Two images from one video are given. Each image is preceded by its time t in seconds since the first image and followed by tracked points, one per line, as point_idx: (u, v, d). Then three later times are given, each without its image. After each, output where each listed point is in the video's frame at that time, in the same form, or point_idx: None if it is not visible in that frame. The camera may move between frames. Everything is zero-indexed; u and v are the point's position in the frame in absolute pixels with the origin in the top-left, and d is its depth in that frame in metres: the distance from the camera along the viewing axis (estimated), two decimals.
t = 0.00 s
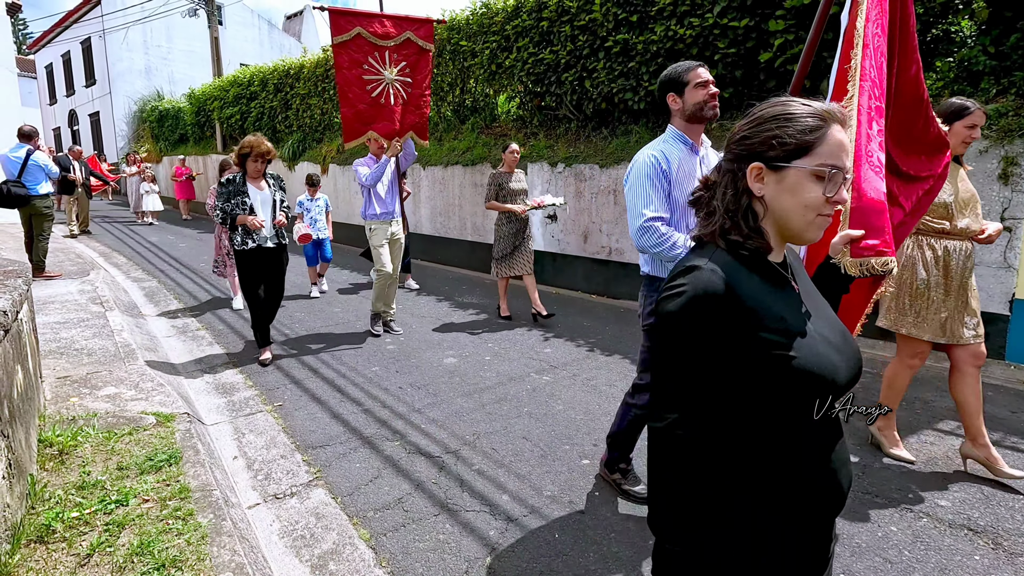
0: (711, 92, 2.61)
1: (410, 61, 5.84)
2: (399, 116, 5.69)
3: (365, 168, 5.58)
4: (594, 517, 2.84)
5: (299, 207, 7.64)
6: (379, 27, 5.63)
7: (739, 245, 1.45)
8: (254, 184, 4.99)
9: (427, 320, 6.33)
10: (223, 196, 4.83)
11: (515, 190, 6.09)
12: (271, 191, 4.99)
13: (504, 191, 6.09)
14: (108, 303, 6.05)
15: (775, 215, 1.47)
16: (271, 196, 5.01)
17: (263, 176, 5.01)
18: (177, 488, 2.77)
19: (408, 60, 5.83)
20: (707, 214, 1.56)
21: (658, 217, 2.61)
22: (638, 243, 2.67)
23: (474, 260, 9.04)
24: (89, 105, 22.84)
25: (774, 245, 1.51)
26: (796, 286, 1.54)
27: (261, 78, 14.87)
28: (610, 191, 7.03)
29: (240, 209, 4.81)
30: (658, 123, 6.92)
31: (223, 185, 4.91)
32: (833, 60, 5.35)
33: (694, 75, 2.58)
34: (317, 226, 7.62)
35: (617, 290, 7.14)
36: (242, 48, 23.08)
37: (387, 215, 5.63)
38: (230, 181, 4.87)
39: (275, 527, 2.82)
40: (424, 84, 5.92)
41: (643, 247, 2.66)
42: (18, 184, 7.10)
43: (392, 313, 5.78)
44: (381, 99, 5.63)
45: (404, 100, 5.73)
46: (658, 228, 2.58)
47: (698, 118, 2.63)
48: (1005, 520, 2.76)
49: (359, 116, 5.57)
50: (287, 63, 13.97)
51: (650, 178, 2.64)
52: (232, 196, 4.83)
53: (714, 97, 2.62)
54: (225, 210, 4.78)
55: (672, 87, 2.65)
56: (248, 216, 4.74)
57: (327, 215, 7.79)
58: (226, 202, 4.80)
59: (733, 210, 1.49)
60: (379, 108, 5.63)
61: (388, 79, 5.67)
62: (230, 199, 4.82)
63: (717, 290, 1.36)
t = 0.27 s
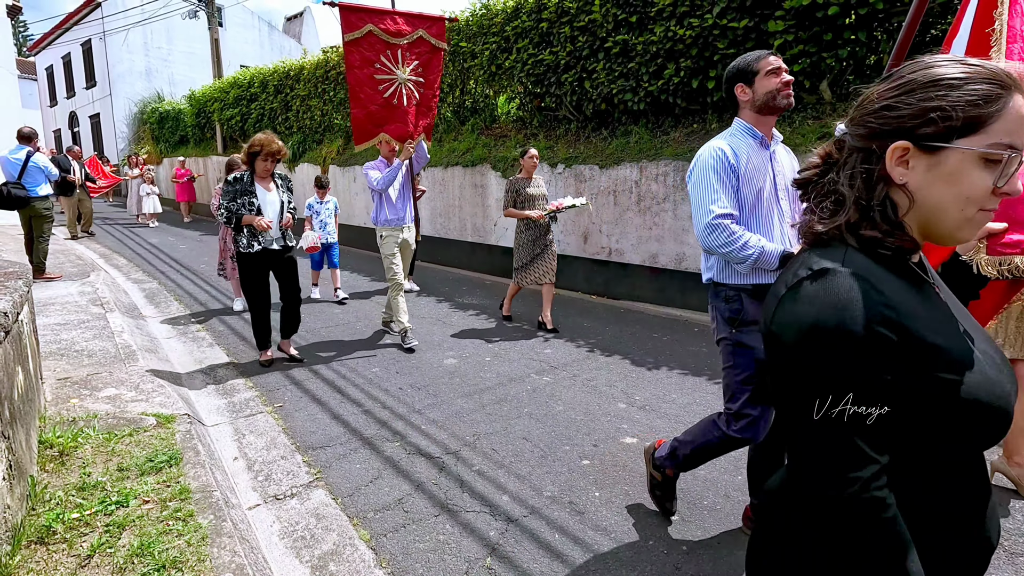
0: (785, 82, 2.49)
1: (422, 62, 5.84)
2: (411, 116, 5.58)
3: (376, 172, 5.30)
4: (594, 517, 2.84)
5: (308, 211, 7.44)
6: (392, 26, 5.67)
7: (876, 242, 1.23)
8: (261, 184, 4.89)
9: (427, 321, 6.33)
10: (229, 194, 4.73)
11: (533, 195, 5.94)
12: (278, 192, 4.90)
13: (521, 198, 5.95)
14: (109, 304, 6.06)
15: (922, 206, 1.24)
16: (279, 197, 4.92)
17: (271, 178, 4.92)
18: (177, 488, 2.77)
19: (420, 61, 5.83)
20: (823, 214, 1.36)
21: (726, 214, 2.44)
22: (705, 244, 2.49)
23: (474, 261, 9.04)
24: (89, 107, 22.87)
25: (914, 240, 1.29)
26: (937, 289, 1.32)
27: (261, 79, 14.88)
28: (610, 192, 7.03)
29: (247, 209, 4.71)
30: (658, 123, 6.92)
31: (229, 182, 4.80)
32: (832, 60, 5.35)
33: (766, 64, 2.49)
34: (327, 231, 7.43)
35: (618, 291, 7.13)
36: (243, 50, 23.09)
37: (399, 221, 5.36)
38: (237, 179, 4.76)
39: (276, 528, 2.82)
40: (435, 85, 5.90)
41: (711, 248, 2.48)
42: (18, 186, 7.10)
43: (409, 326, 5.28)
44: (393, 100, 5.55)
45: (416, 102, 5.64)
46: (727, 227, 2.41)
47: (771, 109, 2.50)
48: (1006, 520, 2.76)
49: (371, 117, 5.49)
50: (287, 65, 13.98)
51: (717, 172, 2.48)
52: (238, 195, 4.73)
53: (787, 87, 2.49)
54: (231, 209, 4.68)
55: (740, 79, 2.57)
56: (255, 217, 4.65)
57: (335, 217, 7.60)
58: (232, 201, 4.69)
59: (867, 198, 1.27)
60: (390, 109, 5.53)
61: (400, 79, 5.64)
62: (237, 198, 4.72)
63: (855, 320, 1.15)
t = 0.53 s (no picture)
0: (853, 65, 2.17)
1: (436, 53, 5.43)
2: (423, 112, 5.25)
3: (386, 171, 5.11)
4: (594, 517, 2.84)
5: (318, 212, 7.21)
6: (406, 14, 5.18)
7: None
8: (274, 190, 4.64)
9: (427, 322, 6.33)
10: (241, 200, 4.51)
11: (549, 192, 5.82)
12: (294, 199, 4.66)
13: (536, 194, 5.83)
14: (109, 306, 6.06)
15: None
16: (293, 203, 4.68)
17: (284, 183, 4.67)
18: (177, 490, 2.77)
19: (434, 52, 5.41)
20: (1005, 245, 1.32)
21: (797, 218, 2.17)
22: (767, 246, 2.24)
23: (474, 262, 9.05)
24: (89, 109, 22.88)
25: None
26: None
27: (261, 81, 14.90)
28: (609, 193, 7.02)
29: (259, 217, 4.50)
30: (657, 124, 6.91)
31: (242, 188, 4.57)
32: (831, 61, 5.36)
33: (828, 49, 2.18)
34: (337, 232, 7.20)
35: (618, 291, 7.13)
36: (242, 51, 23.10)
37: (409, 222, 5.22)
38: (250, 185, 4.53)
39: (276, 529, 2.82)
40: (448, 78, 5.53)
41: (772, 251, 2.23)
42: (18, 188, 7.10)
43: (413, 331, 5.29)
44: (405, 94, 5.20)
45: (430, 97, 5.30)
46: (795, 231, 2.15)
47: (843, 95, 2.20)
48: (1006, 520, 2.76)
49: (381, 111, 5.13)
50: (287, 66, 14.00)
51: (789, 168, 2.17)
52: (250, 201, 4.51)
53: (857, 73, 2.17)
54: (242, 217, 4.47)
55: (802, 68, 2.26)
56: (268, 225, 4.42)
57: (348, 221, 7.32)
58: (244, 208, 4.47)
59: None
60: (402, 103, 5.19)
61: (414, 72, 5.22)
62: (249, 205, 4.50)
63: None
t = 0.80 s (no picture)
0: (936, 60, 2.01)
1: (452, 50, 5.14)
2: (438, 111, 5.01)
3: (400, 172, 4.85)
4: (593, 518, 2.84)
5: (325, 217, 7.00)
6: (422, 9, 4.89)
7: None
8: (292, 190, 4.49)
9: (426, 322, 6.33)
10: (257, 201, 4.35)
11: (566, 196, 5.53)
12: (310, 198, 4.51)
13: (553, 198, 5.55)
14: (109, 307, 6.06)
15: None
16: (311, 203, 4.52)
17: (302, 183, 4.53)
18: (176, 491, 2.77)
19: (451, 50, 5.12)
20: None
21: (895, 238, 1.92)
22: (859, 271, 1.97)
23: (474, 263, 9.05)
24: (89, 111, 22.89)
25: None
26: None
27: (261, 82, 14.92)
28: (608, 193, 7.03)
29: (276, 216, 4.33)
30: (656, 124, 6.91)
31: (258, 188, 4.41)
32: (829, 61, 5.37)
33: (904, 45, 2.02)
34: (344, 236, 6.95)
35: (617, 292, 7.13)
36: (242, 53, 23.12)
37: (420, 227, 4.92)
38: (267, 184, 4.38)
39: (275, 530, 2.82)
40: (464, 77, 5.25)
41: (866, 278, 1.96)
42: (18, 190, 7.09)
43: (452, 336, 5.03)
44: (419, 93, 4.93)
45: (445, 96, 5.04)
46: (895, 255, 1.89)
47: (925, 94, 2.03)
48: (1005, 520, 2.76)
49: (394, 109, 4.86)
50: (287, 68, 14.01)
51: (881, 181, 1.96)
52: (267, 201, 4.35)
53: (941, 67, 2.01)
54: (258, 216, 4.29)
55: (875, 67, 2.09)
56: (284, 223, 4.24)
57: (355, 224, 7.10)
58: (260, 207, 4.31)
59: None
60: (416, 102, 4.93)
61: (430, 69, 4.95)
62: (266, 204, 4.33)
63: None
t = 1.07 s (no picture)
0: None
1: (471, 47, 4.99)
2: (457, 110, 4.83)
3: (416, 175, 4.63)
4: (592, 520, 2.83)
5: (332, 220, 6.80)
6: (441, 4, 4.73)
7: None
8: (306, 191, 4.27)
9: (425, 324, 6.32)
10: (269, 203, 4.11)
11: (588, 198, 5.26)
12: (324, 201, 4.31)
13: (576, 201, 5.26)
14: (107, 309, 6.05)
15: None
16: (325, 205, 4.32)
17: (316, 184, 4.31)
18: (173, 493, 2.77)
19: (470, 47, 4.97)
20: None
21: (1015, 232, 1.61)
22: (969, 273, 1.64)
23: (473, 264, 9.05)
24: (89, 113, 22.91)
25: None
26: None
27: (260, 84, 14.93)
28: (607, 195, 7.02)
29: (289, 220, 4.10)
30: (655, 126, 6.90)
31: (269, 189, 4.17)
32: (828, 62, 5.37)
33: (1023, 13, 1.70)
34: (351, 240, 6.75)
35: (617, 293, 7.13)
36: (242, 55, 23.15)
37: (441, 231, 4.71)
38: (279, 185, 4.14)
39: (272, 532, 2.81)
40: (482, 75, 5.10)
41: (978, 280, 1.63)
42: (17, 192, 7.09)
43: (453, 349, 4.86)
44: (438, 90, 4.76)
45: (464, 95, 4.88)
46: (1016, 252, 1.59)
47: None
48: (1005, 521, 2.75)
49: (412, 108, 4.70)
50: (286, 70, 14.03)
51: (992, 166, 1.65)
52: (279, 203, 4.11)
53: None
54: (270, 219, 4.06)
55: (978, 37, 1.77)
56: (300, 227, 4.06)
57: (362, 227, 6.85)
58: (272, 210, 4.08)
59: None
60: (435, 100, 4.75)
61: (448, 67, 4.77)
62: (278, 207, 4.10)
63: None
